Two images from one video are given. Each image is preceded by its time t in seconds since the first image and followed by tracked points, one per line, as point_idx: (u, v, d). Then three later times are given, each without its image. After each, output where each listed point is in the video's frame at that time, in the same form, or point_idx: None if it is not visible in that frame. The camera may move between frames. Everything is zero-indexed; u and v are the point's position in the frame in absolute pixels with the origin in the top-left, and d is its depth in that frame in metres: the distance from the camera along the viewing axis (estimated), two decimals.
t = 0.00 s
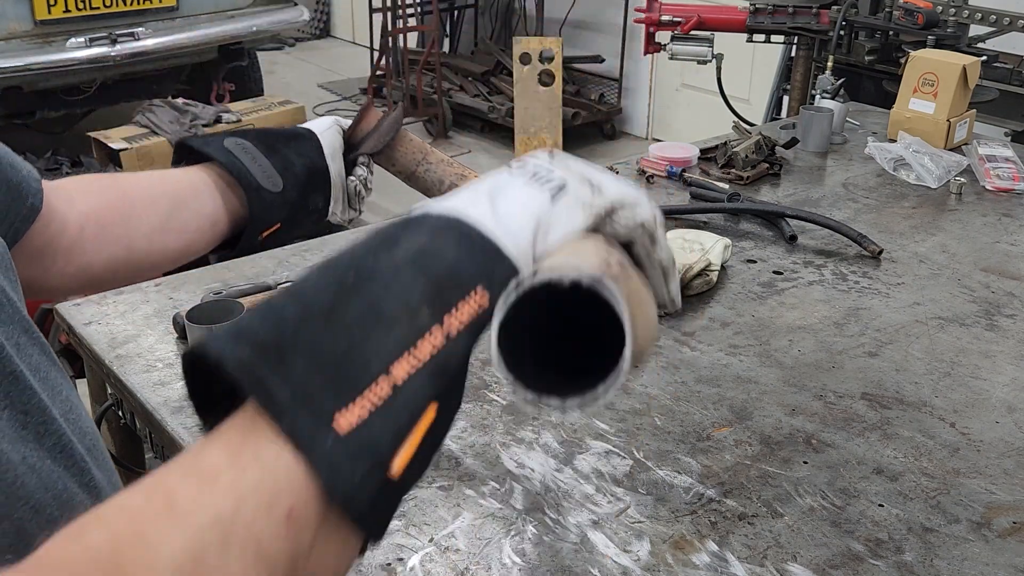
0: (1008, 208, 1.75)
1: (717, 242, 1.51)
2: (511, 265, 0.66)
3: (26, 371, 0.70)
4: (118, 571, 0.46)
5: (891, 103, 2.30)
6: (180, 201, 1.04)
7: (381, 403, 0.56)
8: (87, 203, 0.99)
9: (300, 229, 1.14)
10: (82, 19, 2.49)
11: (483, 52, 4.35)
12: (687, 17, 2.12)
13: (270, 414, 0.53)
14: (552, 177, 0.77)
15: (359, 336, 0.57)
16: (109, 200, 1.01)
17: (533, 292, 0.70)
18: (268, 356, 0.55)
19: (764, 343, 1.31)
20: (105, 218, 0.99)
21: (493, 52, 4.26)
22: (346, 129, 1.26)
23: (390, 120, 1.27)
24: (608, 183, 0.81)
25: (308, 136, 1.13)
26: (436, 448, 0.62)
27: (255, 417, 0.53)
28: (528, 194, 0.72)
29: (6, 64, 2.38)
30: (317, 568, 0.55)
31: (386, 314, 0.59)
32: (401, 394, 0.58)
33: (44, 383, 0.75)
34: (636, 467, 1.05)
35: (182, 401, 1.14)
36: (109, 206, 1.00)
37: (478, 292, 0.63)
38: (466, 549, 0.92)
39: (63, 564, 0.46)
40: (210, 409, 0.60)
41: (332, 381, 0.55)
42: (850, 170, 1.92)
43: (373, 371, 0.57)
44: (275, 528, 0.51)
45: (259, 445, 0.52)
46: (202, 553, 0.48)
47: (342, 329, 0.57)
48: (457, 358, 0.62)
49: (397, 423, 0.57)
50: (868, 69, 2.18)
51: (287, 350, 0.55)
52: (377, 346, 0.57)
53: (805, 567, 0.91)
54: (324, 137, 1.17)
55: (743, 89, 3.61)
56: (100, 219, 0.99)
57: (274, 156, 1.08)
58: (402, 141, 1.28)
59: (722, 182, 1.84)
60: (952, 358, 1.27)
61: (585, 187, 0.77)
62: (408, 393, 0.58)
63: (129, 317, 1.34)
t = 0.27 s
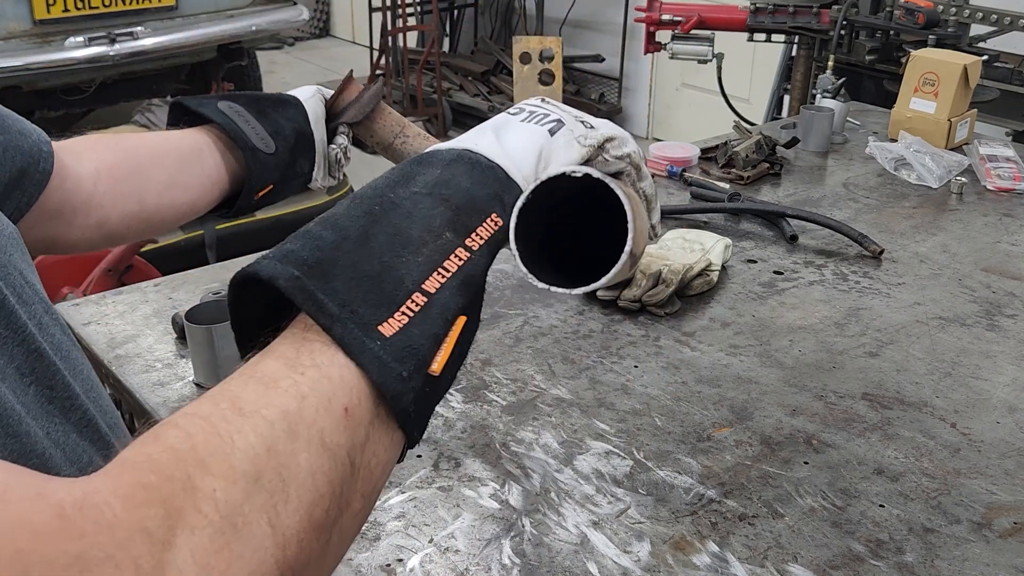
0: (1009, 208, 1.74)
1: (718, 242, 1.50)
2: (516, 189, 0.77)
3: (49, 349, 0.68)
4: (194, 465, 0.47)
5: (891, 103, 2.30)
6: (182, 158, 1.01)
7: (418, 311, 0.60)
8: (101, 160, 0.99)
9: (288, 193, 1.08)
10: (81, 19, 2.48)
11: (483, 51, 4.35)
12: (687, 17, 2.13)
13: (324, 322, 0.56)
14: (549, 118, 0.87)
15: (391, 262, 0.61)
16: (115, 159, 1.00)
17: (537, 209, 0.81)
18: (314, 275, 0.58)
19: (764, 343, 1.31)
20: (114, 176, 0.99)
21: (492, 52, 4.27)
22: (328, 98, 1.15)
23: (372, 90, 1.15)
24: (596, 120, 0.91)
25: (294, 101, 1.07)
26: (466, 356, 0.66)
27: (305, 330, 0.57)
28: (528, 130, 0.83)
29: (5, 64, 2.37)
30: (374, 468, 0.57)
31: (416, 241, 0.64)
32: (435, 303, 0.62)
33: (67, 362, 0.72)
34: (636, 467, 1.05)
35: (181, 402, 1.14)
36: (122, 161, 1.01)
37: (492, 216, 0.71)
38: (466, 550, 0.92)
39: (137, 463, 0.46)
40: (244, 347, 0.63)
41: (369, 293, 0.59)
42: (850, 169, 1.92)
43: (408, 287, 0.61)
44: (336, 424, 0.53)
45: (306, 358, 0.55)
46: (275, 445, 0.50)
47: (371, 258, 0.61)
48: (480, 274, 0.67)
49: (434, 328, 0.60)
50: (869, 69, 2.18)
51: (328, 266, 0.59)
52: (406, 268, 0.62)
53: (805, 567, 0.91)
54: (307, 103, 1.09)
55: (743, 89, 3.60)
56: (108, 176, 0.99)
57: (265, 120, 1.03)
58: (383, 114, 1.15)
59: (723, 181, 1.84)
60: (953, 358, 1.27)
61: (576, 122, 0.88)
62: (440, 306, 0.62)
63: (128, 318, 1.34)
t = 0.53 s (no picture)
0: (1010, 207, 1.74)
1: (719, 242, 1.50)
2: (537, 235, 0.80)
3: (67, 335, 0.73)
4: (212, 470, 0.52)
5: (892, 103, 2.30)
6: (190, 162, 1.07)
7: (435, 341, 0.66)
8: (110, 160, 1.04)
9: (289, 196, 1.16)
10: (79, 18, 2.47)
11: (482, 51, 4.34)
12: (687, 16, 2.12)
13: (346, 345, 0.62)
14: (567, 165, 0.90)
15: (412, 293, 0.67)
16: (125, 161, 1.05)
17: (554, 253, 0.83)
18: (340, 301, 0.64)
19: (766, 343, 1.30)
20: (122, 176, 1.04)
21: (492, 51, 4.26)
22: (335, 107, 1.24)
23: (377, 101, 1.25)
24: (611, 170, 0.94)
25: (299, 109, 1.16)
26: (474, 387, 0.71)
27: (326, 349, 0.63)
28: (544, 176, 0.86)
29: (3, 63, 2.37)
30: (380, 485, 0.62)
31: (436, 273, 0.70)
32: (451, 334, 0.68)
33: (83, 347, 0.77)
34: (636, 468, 1.04)
35: (180, 402, 1.14)
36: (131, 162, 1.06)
37: (510, 255, 0.75)
38: (466, 551, 0.91)
39: (160, 466, 0.52)
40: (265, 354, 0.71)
41: (392, 321, 0.65)
42: (851, 169, 1.91)
43: (427, 317, 0.67)
44: (347, 441, 0.58)
45: (321, 380, 0.60)
46: (288, 457, 0.55)
47: (395, 287, 0.67)
48: (495, 311, 0.72)
49: (448, 358, 0.66)
50: (870, 69, 2.19)
51: (354, 292, 0.65)
52: (427, 299, 0.68)
53: (806, 569, 0.90)
54: (313, 111, 1.18)
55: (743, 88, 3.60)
56: (116, 175, 1.04)
57: (269, 126, 1.12)
58: (387, 124, 1.25)
59: (724, 181, 1.83)
60: (955, 358, 1.26)
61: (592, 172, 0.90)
62: (456, 336, 0.68)
63: (126, 318, 1.33)
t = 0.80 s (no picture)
0: (1010, 208, 1.74)
1: (719, 242, 1.50)
2: (536, 215, 0.83)
3: (71, 328, 0.74)
4: (199, 437, 0.52)
5: (892, 103, 2.30)
6: (215, 165, 1.10)
7: (428, 316, 0.67)
8: (136, 162, 1.07)
9: (313, 210, 1.19)
10: (80, 18, 2.47)
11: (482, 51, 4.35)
12: (687, 16, 2.12)
13: (340, 311, 0.62)
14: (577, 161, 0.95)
15: (409, 268, 0.68)
16: (150, 162, 1.08)
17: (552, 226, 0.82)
18: (339, 266, 0.64)
19: (766, 343, 1.30)
20: (146, 176, 1.07)
21: (492, 51, 4.26)
22: (364, 125, 1.28)
23: (406, 126, 1.30)
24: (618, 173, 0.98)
25: (329, 125, 1.18)
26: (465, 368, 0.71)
27: (318, 321, 0.63)
28: (553, 168, 0.90)
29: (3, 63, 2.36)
30: (370, 458, 0.61)
31: (436, 248, 0.71)
32: (445, 310, 0.68)
33: (87, 340, 0.78)
34: (636, 468, 1.04)
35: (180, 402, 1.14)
36: (154, 164, 1.08)
37: (511, 238, 0.78)
38: (466, 551, 0.91)
39: (148, 433, 0.52)
40: (263, 325, 0.72)
41: (387, 294, 0.65)
42: (851, 169, 1.91)
43: (422, 291, 0.67)
44: (336, 412, 0.58)
45: (311, 351, 0.60)
46: (276, 424, 0.55)
47: (395, 261, 0.68)
48: (492, 289, 0.73)
49: (439, 333, 0.67)
50: (870, 69, 2.19)
51: (353, 259, 0.65)
52: (424, 274, 0.69)
53: (806, 568, 0.90)
54: (345, 130, 1.21)
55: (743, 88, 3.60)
56: (141, 177, 1.06)
57: (297, 138, 1.14)
58: (410, 148, 1.31)
59: (724, 181, 1.83)
60: (955, 358, 1.26)
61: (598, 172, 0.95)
62: (450, 311, 0.68)
63: (126, 318, 1.33)
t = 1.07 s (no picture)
0: (1010, 208, 1.74)
1: (719, 242, 1.50)
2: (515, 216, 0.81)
3: (70, 326, 0.75)
4: (166, 444, 0.52)
5: (892, 103, 2.30)
6: (228, 166, 1.10)
7: (405, 326, 0.67)
8: (148, 162, 1.07)
9: (325, 215, 1.19)
10: (79, 19, 2.47)
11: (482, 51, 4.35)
12: (688, 16, 2.12)
13: (313, 321, 0.62)
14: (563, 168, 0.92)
15: (387, 277, 0.68)
16: (162, 162, 1.08)
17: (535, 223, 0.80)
18: (315, 277, 0.65)
19: (766, 343, 1.30)
20: (158, 176, 1.07)
21: (492, 51, 4.26)
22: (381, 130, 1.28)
23: (424, 132, 1.30)
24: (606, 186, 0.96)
25: (344, 129, 1.20)
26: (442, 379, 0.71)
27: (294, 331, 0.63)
28: (540, 177, 0.88)
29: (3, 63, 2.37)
30: (340, 469, 0.62)
31: (416, 259, 0.71)
32: (422, 320, 0.68)
33: (89, 339, 0.78)
34: (636, 468, 1.04)
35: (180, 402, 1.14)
36: (166, 163, 1.08)
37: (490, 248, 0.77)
38: (466, 551, 0.91)
39: (115, 439, 0.52)
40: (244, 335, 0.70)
41: (363, 303, 0.66)
42: (852, 169, 1.91)
43: (399, 302, 0.68)
44: (306, 422, 0.58)
45: (282, 359, 0.60)
46: (243, 435, 0.55)
47: (373, 270, 0.68)
48: (472, 300, 0.73)
49: (415, 343, 0.67)
50: (870, 69, 2.19)
51: (331, 268, 0.66)
52: (402, 284, 0.69)
53: (806, 568, 0.90)
54: (360, 134, 1.22)
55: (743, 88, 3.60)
56: (153, 176, 1.06)
57: (311, 141, 1.15)
58: (427, 154, 1.32)
59: (724, 181, 1.83)
60: (955, 358, 1.26)
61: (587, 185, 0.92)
62: (427, 321, 0.68)
63: (126, 318, 1.33)
